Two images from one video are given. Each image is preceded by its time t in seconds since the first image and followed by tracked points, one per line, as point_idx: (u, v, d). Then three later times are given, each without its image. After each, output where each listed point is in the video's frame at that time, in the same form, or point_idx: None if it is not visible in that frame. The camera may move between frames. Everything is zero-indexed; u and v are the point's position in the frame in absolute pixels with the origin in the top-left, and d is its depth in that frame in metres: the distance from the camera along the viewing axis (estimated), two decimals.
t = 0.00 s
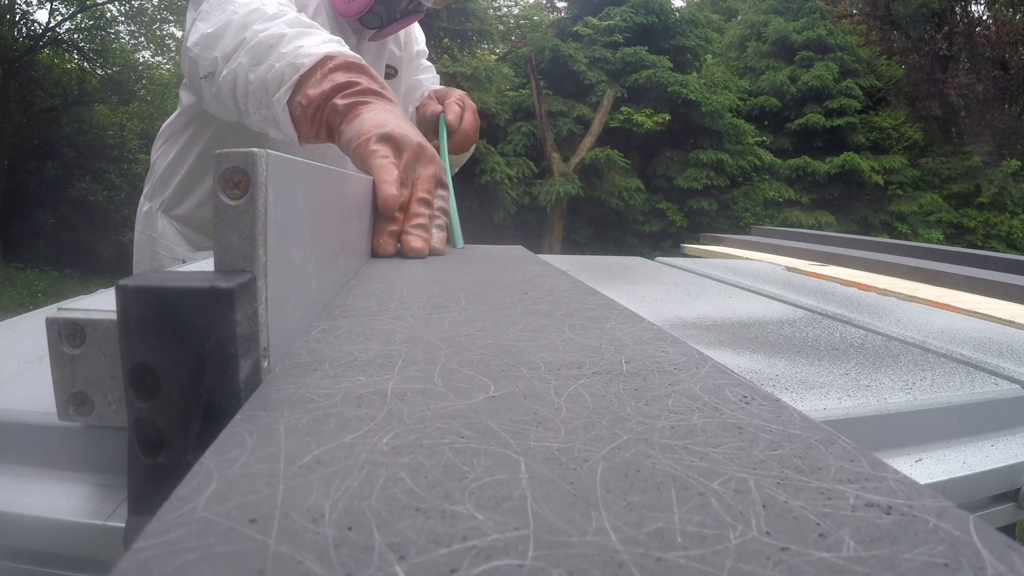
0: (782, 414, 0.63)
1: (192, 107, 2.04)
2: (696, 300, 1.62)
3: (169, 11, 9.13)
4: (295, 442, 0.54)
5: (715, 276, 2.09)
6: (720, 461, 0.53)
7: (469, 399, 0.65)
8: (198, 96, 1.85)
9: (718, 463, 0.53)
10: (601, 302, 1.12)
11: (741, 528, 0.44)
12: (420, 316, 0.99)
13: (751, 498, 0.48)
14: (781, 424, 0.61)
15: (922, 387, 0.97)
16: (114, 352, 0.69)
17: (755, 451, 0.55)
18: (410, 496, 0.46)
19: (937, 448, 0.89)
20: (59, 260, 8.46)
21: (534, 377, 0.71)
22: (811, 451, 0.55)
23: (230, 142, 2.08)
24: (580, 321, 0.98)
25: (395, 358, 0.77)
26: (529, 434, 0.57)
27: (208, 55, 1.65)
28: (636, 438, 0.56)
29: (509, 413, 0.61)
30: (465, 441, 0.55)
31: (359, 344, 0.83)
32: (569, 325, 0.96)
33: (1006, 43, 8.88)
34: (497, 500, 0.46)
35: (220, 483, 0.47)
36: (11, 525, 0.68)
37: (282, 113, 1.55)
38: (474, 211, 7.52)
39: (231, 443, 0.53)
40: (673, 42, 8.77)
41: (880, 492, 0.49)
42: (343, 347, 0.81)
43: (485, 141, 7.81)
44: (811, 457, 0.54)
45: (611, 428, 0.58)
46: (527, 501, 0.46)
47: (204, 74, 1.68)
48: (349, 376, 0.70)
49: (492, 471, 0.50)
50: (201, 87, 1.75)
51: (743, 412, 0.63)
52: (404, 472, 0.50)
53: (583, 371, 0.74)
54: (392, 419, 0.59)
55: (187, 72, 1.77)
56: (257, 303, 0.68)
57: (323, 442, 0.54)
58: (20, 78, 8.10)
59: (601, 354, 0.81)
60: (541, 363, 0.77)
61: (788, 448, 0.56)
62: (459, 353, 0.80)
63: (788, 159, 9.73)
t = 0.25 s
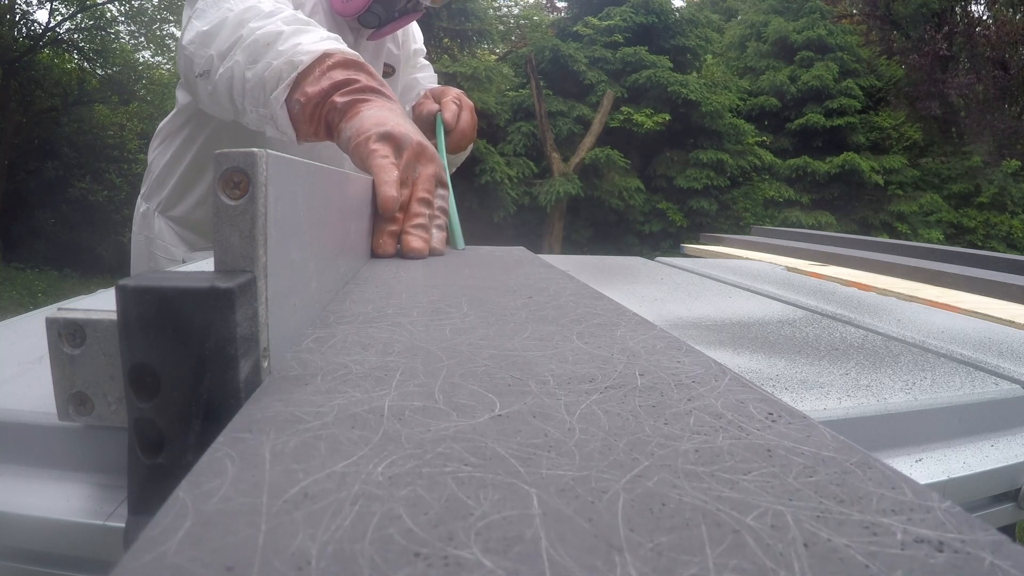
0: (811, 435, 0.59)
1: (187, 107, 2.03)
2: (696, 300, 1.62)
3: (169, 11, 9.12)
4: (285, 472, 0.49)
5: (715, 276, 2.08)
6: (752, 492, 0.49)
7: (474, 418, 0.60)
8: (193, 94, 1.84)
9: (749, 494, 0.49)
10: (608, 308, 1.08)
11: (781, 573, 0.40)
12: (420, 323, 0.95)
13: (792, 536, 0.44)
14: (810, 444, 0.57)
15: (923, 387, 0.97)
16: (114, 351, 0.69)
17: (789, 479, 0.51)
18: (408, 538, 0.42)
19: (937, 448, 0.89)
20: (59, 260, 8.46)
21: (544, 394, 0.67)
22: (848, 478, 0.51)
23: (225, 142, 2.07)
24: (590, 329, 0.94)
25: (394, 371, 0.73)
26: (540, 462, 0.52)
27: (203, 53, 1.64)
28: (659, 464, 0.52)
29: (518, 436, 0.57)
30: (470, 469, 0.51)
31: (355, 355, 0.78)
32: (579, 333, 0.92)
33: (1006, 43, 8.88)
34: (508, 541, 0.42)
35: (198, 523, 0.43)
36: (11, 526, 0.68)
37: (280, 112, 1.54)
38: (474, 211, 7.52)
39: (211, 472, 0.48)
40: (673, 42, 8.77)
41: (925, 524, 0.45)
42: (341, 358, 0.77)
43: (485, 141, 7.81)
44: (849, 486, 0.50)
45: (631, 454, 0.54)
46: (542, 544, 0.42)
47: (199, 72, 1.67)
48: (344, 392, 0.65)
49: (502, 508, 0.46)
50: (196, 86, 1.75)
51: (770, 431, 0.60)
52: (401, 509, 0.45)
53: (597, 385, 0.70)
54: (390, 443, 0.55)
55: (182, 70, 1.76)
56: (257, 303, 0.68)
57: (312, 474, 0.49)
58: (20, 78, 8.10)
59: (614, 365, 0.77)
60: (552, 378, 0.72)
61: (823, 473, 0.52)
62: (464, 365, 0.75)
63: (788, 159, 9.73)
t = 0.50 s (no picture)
0: (846, 457, 0.53)
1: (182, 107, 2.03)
2: (696, 300, 1.62)
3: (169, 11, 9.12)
4: (266, 506, 0.44)
5: (716, 276, 2.08)
6: (793, 528, 0.44)
7: (479, 441, 0.55)
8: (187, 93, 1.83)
9: (790, 531, 0.44)
10: (616, 312, 1.01)
11: None
12: (419, 330, 0.89)
13: None
14: (851, 471, 0.51)
15: (922, 388, 0.97)
16: (114, 351, 0.69)
17: (828, 510, 0.46)
18: None
19: (937, 448, 0.89)
20: (59, 260, 8.45)
21: (553, 412, 0.61)
22: (891, 508, 0.46)
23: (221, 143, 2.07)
24: (599, 337, 0.88)
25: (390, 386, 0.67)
26: (553, 493, 0.47)
27: (197, 52, 1.64)
28: (686, 494, 0.47)
29: (528, 462, 0.51)
30: (475, 504, 0.45)
31: (350, 366, 0.73)
32: (587, 341, 0.85)
33: (1006, 43, 8.86)
34: None
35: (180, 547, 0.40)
36: (12, 526, 0.68)
37: (277, 111, 1.54)
38: (474, 211, 7.52)
39: (183, 505, 0.43)
40: (673, 42, 8.77)
41: (983, 563, 0.40)
42: (334, 370, 0.71)
43: (486, 141, 7.80)
44: (894, 519, 0.45)
45: (654, 483, 0.49)
46: None
47: (194, 71, 1.67)
48: (336, 410, 0.60)
49: (513, 552, 0.40)
50: (190, 84, 1.74)
51: (803, 453, 0.54)
52: (399, 553, 0.40)
53: (611, 401, 0.64)
54: (386, 471, 0.49)
55: (176, 69, 1.76)
56: (257, 303, 0.67)
57: (296, 509, 0.44)
58: (20, 78, 8.10)
59: (627, 377, 0.71)
60: (563, 393, 0.66)
61: (866, 504, 0.46)
62: (466, 379, 0.69)
63: (788, 159, 9.73)
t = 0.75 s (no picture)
0: (885, 482, 0.50)
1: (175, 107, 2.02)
2: (696, 301, 1.62)
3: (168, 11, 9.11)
4: (245, 550, 0.40)
5: (715, 276, 2.08)
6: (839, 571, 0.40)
7: (486, 467, 0.50)
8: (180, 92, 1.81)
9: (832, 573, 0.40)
10: (626, 318, 0.99)
11: None
12: (418, 338, 0.85)
13: None
14: (892, 499, 0.48)
15: (922, 387, 0.97)
16: (114, 352, 0.69)
17: (874, 547, 0.42)
18: None
19: (937, 448, 0.89)
20: (59, 260, 8.46)
21: (564, 432, 0.57)
22: (941, 542, 0.42)
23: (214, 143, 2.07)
24: (610, 346, 0.85)
25: (388, 402, 0.62)
26: (569, 532, 0.43)
27: (192, 51, 1.62)
28: (717, 531, 0.43)
29: (540, 492, 0.47)
30: (482, 545, 0.41)
31: (344, 380, 0.68)
32: (597, 351, 0.83)
33: (1006, 43, 8.80)
34: None
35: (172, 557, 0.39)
36: (12, 527, 0.68)
37: (274, 110, 1.52)
38: (474, 211, 7.53)
39: (157, 549, 0.39)
40: (673, 42, 8.77)
41: None
42: (327, 384, 0.67)
43: (485, 142, 7.81)
44: (942, 553, 0.41)
45: (680, 517, 0.45)
46: None
47: (188, 70, 1.64)
48: (327, 430, 0.55)
49: None
50: (184, 83, 1.71)
51: (837, 478, 0.51)
52: None
53: (627, 420, 0.60)
54: (381, 506, 0.45)
55: (170, 69, 1.73)
56: (258, 303, 0.67)
57: (278, 553, 0.40)
58: (21, 78, 8.11)
59: (642, 392, 0.67)
60: (575, 412, 0.62)
61: (912, 539, 0.43)
62: (470, 396, 0.65)
63: (788, 159, 9.74)
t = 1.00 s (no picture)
0: (897, 491, 0.50)
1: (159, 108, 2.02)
2: (696, 301, 1.62)
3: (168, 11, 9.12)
4: (243, 564, 0.40)
5: (715, 276, 2.08)
6: None
7: (487, 478, 0.50)
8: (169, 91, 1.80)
9: None
10: (629, 320, 0.99)
11: None
12: (418, 341, 0.85)
13: None
14: (906, 510, 0.48)
15: (922, 388, 0.97)
16: (113, 351, 0.69)
17: (888, 561, 0.42)
18: None
19: (937, 448, 0.89)
20: (58, 260, 8.44)
21: (568, 440, 0.57)
22: (957, 555, 0.42)
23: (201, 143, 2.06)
24: (613, 349, 0.85)
25: (387, 408, 0.62)
26: (575, 546, 0.42)
27: (182, 49, 1.58)
28: (729, 545, 0.43)
29: (543, 503, 0.47)
30: (483, 561, 0.41)
31: (342, 386, 0.68)
32: (600, 355, 0.83)
33: (1006, 43, 8.90)
34: None
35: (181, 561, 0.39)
36: (12, 526, 0.68)
37: (270, 107, 1.50)
38: (474, 211, 7.53)
39: (156, 561, 0.39)
40: (673, 42, 8.77)
41: None
42: (324, 389, 0.66)
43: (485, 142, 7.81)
44: (962, 568, 0.41)
45: (689, 530, 0.45)
46: None
47: (178, 68, 1.60)
48: (325, 438, 0.55)
49: None
50: (174, 82, 1.68)
51: (848, 488, 0.51)
52: None
53: (632, 426, 0.60)
54: (386, 518, 0.45)
55: (157, 66, 1.69)
56: (257, 303, 0.67)
57: (276, 568, 0.40)
58: (21, 78, 8.12)
59: (647, 397, 0.68)
60: (578, 419, 0.62)
61: (928, 551, 0.43)
62: (471, 402, 0.65)
63: (788, 159, 9.73)
